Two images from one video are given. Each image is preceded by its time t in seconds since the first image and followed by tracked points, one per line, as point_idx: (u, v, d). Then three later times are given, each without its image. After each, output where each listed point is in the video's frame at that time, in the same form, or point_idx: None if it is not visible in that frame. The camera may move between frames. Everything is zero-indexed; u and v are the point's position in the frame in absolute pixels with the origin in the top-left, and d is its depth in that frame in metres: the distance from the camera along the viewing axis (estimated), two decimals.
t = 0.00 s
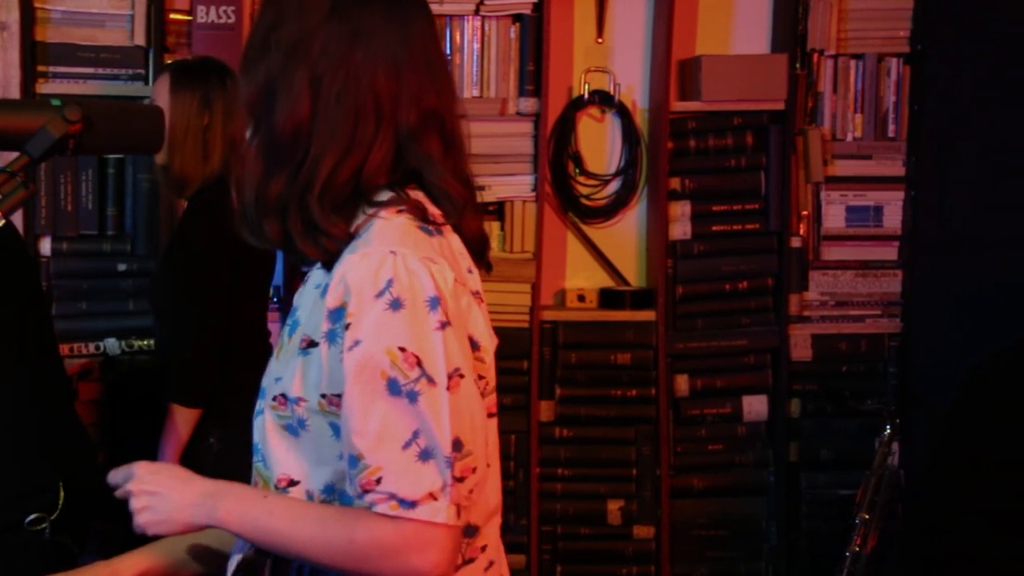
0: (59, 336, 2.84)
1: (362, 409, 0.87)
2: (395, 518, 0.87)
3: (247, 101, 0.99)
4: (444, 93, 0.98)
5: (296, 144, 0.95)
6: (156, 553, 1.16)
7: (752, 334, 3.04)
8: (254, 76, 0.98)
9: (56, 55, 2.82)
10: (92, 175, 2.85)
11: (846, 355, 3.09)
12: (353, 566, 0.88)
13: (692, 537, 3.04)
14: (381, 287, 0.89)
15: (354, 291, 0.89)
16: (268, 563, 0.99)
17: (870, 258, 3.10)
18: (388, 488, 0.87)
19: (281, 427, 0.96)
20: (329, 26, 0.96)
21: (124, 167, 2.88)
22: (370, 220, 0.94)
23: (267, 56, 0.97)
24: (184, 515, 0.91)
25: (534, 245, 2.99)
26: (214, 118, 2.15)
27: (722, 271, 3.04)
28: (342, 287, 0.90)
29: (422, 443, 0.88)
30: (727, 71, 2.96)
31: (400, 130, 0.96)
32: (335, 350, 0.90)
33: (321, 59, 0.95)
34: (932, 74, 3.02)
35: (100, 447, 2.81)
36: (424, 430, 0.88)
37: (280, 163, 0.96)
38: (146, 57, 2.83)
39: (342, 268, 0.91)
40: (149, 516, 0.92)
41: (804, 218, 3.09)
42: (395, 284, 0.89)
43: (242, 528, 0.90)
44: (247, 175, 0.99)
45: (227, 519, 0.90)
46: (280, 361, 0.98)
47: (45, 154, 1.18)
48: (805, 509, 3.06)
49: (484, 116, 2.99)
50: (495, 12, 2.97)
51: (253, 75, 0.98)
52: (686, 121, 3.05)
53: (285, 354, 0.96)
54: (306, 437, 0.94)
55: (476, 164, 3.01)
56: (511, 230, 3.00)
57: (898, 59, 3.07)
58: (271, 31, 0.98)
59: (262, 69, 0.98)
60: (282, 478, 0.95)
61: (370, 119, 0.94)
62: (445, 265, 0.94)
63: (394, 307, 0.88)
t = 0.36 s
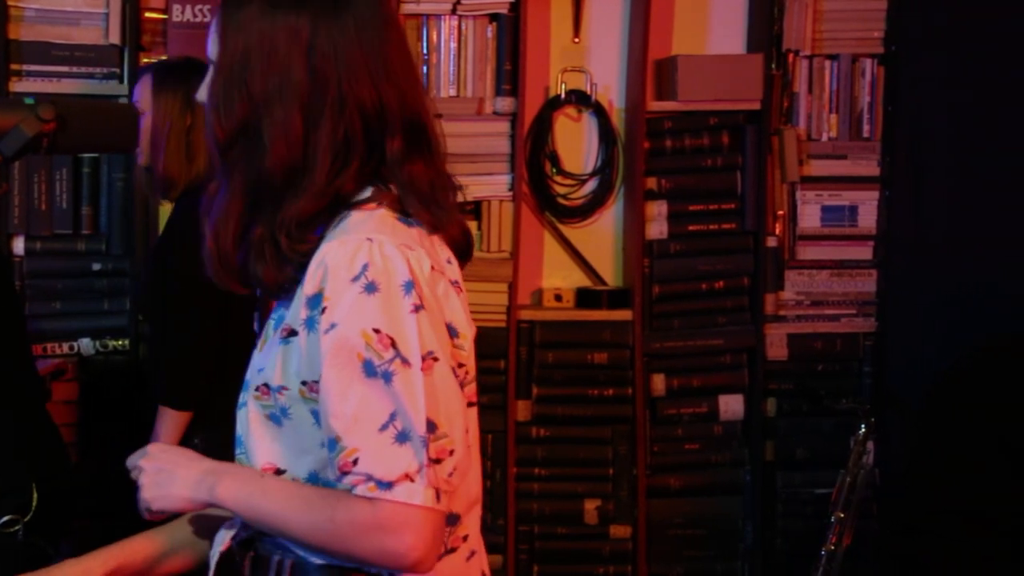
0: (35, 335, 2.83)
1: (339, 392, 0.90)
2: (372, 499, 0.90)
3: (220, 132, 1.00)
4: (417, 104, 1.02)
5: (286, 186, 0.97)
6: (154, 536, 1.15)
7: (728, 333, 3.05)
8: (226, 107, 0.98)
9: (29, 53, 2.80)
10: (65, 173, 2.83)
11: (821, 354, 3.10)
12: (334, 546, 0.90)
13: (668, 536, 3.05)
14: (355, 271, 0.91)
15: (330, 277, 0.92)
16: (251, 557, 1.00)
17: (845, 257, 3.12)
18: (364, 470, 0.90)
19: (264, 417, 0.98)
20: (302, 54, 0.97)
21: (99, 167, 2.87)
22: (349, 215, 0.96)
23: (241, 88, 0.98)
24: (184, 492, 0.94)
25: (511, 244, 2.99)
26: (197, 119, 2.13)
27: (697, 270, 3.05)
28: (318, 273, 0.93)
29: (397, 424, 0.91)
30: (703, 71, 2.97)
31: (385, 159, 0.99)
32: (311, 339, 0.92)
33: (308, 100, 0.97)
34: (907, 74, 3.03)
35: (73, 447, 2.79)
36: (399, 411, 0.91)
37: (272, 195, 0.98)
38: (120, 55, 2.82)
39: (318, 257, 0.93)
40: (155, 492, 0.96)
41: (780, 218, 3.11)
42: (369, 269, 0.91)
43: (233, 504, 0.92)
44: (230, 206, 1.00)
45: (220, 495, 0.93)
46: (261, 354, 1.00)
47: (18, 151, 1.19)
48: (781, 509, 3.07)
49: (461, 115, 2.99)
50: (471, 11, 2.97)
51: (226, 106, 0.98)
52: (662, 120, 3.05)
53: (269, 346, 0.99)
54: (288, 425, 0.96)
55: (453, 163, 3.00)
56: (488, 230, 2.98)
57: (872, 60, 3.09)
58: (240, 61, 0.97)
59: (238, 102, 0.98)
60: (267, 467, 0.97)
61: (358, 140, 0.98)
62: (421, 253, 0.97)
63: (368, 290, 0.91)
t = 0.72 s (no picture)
0: (8, 336, 2.82)
1: (344, 396, 0.94)
2: (370, 497, 0.95)
3: (248, 144, 0.98)
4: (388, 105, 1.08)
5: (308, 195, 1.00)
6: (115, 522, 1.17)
7: (704, 333, 3.06)
8: (255, 118, 0.98)
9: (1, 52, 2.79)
10: (38, 173, 2.82)
11: (797, 353, 3.11)
12: (325, 537, 0.95)
13: (646, 536, 3.05)
14: (361, 281, 0.96)
15: (336, 285, 0.96)
16: (198, 542, 1.03)
17: (821, 257, 3.13)
18: (367, 471, 0.95)
19: (237, 410, 1.00)
20: (322, 62, 0.99)
21: (72, 167, 2.86)
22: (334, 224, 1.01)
23: (270, 98, 0.98)
24: (163, 471, 0.95)
25: (488, 244, 2.99)
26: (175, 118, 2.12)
27: (675, 270, 3.06)
28: (322, 281, 0.96)
29: (397, 429, 0.96)
30: (679, 72, 2.97)
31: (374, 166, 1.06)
32: (311, 342, 0.96)
33: (330, 114, 1.00)
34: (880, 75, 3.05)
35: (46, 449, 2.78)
36: (400, 417, 0.96)
37: (297, 203, 1.00)
38: (94, 54, 2.81)
39: (321, 264, 0.97)
40: (128, 470, 0.95)
41: (756, 218, 3.13)
42: (375, 280, 0.96)
43: (218, 491, 0.94)
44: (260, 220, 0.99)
45: (207, 478, 0.95)
46: (225, 350, 1.02)
47: None
48: (758, 508, 3.09)
49: (438, 115, 2.99)
50: (448, 11, 2.98)
51: (255, 117, 0.98)
52: (639, 120, 3.05)
53: (240, 343, 1.01)
54: (266, 420, 1.00)
55: (429, 163, 3.02)
56: (465, 229, 2.99)
57: (847, 61, 3.10)
58: (265, 71, 0.98)
59: (270, 113, 0.98)
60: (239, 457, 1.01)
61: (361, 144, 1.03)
62: (409, 259, 1.03)
63: (377, 301, 0.96)
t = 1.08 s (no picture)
0: None
1: (321, 394, 1.07)
2: (341, 485, 1.08)
3: (219, 148, 1.09)
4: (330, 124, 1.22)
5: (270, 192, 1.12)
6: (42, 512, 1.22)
7: (677, 332, 3.07)
8: (227, 123, 1.09)
9: None
10: (8, 173, 2.82)
11: (769, 352, 3.13)
12: (301, 527, 1.07)
13: (618, 535, 3.06)
14: (332, 290, 1.10)
15: (311, 295, 1.08)
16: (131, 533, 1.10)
17: (792, 257, 3.15)
18: (340, 462, 1.08)
19: (182, 407, 1.09)
20: (288, 74, 1.12)
21: (43, 167, 2.85)
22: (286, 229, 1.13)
23: (244, 106, 1.09)
24: (138, 474, 1.01)
25: (462, 244, 2.99)
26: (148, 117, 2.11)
27: (648, 270, 3.07)
28: (294, 292, 1.08)
29: (364, 421, 1.10)
30: (652, 72, 2.98)
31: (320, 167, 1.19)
32: (281, 346, 1.07)
33: (293, 122, 1.13)
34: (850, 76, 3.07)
35: (17, 450, 2.76)
36: (365, 410, 1.11)
37: (259, 207, 1.11)
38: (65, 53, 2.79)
39: (295, 277, 1.09)
40: (102, 474, 1.00)
41: (728, 217, 3.14)
42: (341, 288, 1.11)
43: (198, 488, 1.03)
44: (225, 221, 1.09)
45: (185, 480, 1.03)
46: (168, 351, 1.10)
47: None
48: (731, 507, 3.09)
49: (412, 114, 2.99)
50: (421, 11, 2.97)
51: (228, 123, 1.09)
52: (612, 120, 3.06)
53: (185, 344, 1.09)
54: (214, 415, 1.09)
55: (403, 163, 3.01)
56: (439, 230, 2.99)
57: (818, 61, 3.12)
58: (240, 79, 1.09)
59: (241, 121, 1.09)
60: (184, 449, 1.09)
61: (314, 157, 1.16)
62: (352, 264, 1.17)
63: (345, 306, 1.10)
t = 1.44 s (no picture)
0: None
1: (291, 393, 1.09)
2: (309, 482, 1.10)
3: (191, 152, 1.09)
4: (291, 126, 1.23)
5: (240, 196, 1.13)
6: None
7: (651, 331, 3.08)
8: (198, 127, 1.09)
9: None
10: None
11: (742, 350, 3.13)
12: (269, 522, 1.09)
13: (592, 533, 3.06)
14: (303, 288, 1.11)
15: (282, 293, 1.10)
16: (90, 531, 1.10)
17: (765, 254, 3.16)
18: (309, 460, 1.10)
19: (149, 406, 1.09)
20: (255, 77, 1.13)
21: (15, 164, 2.83)
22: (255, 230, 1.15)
23: (214, 110, 1.10)
24: (108, 472, 1.02)
25: (436, 242, 2.99)
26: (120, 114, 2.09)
27: (623, 268, 3.07)
28: (265, 289, 1.10)
29: (331, 419, 1.12)
30: (626, 70, 2.99)
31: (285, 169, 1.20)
32: (253, 344, 1.09)
33: (260, 124, 1.14)
34: (823, 75, 3.08)
35: None
36: (333, 408, 1.12)
37: (230, 209, 1.12)
38: (37, 50, 2.77)
39: (267, 275, 1.10)
40: (73, 472, 1.01)
41: (702, 215, 3.13)
42: (311, 286, 1.12)
43: (165, 486, 1.04)
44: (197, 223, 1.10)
45: (154, 477, 1.04)
46: (133, 350, 1.09)
47: None
48: (705, 505, 3.10)
49: (386, 112, 2.98)
50: (395, 9, 2.97)
51: (198, 126, 1.10)
52: (586, 119, 3.05)
53: (153, 343, 1.09)
54: (182, 414, 1.10)
55: (377, 161, 3.00)
56: (414, 226, 2.98)
57: (790, 60, 3.12)
58: (209, 83, 1.10)
59: (211, 123, 1.10)
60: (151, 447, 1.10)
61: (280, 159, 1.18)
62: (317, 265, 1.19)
63: (316, 304, 1.12)
